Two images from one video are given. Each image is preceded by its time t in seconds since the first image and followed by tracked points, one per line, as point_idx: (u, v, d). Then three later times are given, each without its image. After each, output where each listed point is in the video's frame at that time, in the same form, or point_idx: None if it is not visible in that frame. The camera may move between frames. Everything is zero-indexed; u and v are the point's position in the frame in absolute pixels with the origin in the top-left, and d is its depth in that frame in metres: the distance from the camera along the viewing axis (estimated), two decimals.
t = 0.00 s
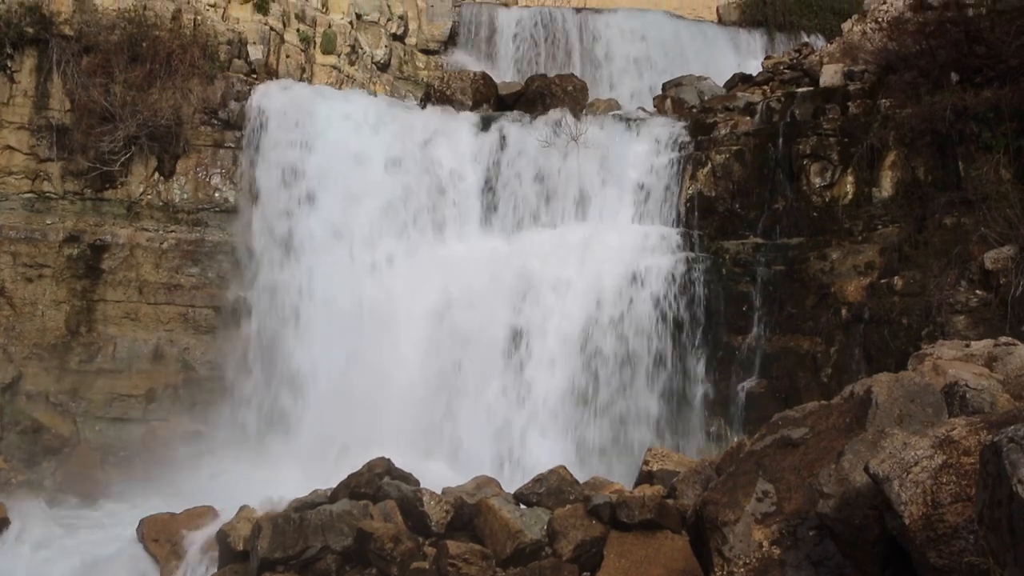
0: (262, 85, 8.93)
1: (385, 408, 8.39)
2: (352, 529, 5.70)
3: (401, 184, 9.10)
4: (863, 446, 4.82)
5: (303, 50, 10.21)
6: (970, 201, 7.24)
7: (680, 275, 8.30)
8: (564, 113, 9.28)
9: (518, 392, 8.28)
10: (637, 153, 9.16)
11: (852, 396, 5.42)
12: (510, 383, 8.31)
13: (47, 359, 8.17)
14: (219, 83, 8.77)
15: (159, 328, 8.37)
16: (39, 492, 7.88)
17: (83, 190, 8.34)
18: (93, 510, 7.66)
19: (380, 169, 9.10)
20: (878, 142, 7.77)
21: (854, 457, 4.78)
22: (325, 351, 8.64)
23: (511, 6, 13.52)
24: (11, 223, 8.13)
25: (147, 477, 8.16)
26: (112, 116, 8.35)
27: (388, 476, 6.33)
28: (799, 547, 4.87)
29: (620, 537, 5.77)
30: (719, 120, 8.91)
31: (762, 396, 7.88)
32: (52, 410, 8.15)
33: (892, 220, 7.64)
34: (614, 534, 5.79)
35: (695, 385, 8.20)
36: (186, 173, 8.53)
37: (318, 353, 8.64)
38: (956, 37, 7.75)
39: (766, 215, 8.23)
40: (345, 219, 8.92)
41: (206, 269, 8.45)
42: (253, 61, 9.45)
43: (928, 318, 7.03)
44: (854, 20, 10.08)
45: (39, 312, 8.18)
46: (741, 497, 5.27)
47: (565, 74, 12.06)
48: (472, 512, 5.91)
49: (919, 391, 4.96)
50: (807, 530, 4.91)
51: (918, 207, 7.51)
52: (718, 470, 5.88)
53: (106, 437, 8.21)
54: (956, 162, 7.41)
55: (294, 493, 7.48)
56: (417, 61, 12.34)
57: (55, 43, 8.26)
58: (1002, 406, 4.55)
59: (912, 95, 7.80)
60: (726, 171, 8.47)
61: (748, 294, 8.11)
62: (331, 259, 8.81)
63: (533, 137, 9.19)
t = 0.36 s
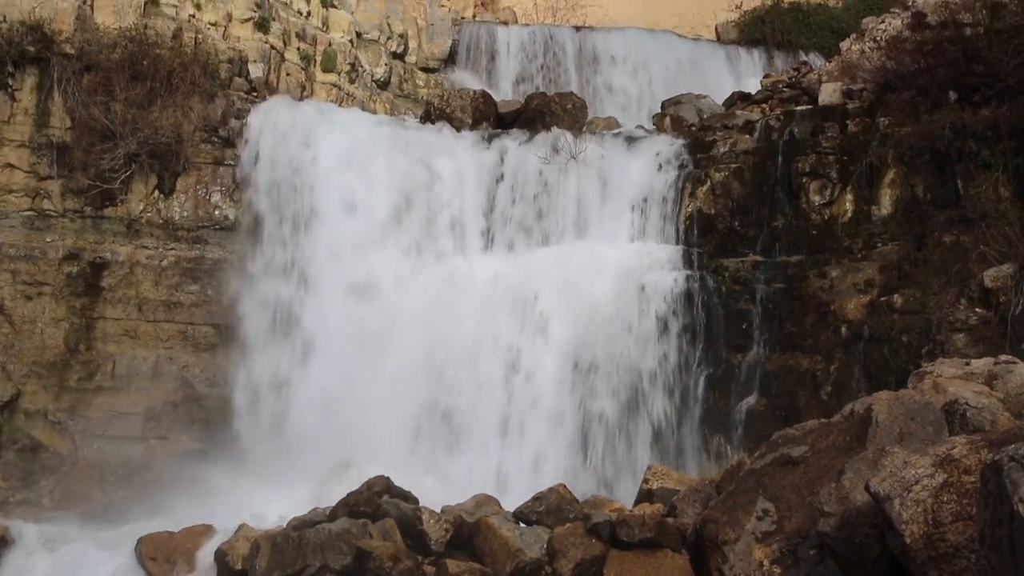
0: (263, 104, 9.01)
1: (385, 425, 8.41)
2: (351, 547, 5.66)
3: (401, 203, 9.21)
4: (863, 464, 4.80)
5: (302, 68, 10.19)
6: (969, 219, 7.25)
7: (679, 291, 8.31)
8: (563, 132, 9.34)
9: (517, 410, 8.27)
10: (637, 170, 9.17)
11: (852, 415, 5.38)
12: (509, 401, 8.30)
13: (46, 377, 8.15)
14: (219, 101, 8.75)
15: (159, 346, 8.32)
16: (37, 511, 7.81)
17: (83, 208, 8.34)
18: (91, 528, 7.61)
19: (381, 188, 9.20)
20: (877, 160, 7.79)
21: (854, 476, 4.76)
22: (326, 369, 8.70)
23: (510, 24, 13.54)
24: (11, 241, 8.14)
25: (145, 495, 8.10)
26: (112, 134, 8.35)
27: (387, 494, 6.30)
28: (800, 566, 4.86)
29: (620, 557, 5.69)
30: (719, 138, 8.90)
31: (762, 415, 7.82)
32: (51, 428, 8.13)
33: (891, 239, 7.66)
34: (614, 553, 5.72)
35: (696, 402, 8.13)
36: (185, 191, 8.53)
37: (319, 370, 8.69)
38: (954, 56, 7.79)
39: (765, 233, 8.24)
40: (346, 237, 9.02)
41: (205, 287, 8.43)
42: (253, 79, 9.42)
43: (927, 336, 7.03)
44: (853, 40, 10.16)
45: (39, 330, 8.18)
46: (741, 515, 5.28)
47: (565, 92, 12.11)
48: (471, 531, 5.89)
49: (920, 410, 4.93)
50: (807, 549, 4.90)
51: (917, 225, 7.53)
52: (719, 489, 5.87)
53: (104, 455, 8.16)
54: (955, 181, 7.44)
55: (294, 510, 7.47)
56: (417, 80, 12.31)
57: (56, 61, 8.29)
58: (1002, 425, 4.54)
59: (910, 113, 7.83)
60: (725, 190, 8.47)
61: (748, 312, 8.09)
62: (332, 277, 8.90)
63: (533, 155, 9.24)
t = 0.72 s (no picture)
0: (263, 122, 9.02)
1: (383, 442, 8.32)
2: (350, 568, 5.63)
3: (401, 219, 9.18)
4: (863, 483, 4.76)
5: (302, 87, 10.25)
6: (967, 237, 7.24)
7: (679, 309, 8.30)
8: (563, 149, 9.36)
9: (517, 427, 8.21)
10: (637, 188, 9.18)
11: (852, 432, 5.34)
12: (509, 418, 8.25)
13: (44, 396, 8.12)
14: (219, 120, 8.82)
15: (158, 363, 8.30)
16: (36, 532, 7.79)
17: (83, 226, 8.34)
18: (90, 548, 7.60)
19: (381, 205, 9.19)
20: (876, 179, 7.80)
21: (854, 495, 4.72)
22: (324, 386, 8.63)
23: (509, 43, 13.56)
24: (11, 259, 8.14)
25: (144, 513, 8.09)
26: (112, 152, 8.37)
27: (387, 513, 6.23)
28: None
29: None
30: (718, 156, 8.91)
31: (762, 433, 7.81)
32: (49, 447, 8.10)
33: (891, 256, 7.63)
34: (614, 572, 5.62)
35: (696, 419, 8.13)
36: (185, 210, 8.54)
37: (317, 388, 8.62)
38: (953, 74, 7.81)
39: (765, 251, 8.25)
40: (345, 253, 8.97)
41: (205, 304, 8.42)
42: (253, 97, 9.46)
43: (927, 354, 7.04)
44: (851, 59, 10.16)
45: (38, 349, 8.15)
46: (742, 535, 5.29)
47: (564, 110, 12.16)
48: (470, 550, 5.82)
49: (920, 428, 4.90)
50: (807, 568, 4.83)
51: (915, 243, 7.52)
52: (719, 507, 5.83)
53: (103, 474, 8.14)
54: (954, 199, 7.42)
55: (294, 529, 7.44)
56: (417, 98, 12.36)
57: (57, 80, 8.33)
58: (1002, 444, 4.51)
59: (909, 132, 7.84)
60: (724, 208, 8.50)
61: (748, 330, 8.08)
62: (330, 293, 8.84)
63: (533, 172, 9.25)
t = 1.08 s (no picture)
0: (265, 142, 9.04)
1: (382, 461, 8.30)
2: None
3: (401, 240, 9.23)
4: (864, 504, 4.74)
5: (302, 107, 10.22)
6: (967, 258, 7.26)
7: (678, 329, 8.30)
8: (563, 170, 9.39)
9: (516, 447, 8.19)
10: (637, 208, 9.16)
11: (852, 453, 5.33)
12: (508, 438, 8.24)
13: (43, 417, 8.10)
14: (219, 140, 8.74)
15: (157, 383, 8.30)
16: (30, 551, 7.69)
17: (83, 246, 8.32)
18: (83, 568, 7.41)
19: (381, 225, 9.22)
20: (875, 199, 7.81)
21: (855, 516, 4.73)
22: (323, 405, 8.62)
23: (509, 63, 13.63)
24: (11, 279, 8.14)
25: (141, 535, 7.95)
26: (112, 172, 8.36)
27: (386, 534, 6.12)
28: None
29: None
30: (717, 176, 8.88)
31: (762, 454, 7.78)
32: (47, 467, 8.06)
33: (890, 277, 7.61)
34: None
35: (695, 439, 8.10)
36: (185, 230, 8.50)
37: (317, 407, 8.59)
38: (950, 96, 7.84)
39: (764, 271, 8.21)
40: (346, 272, 9.00)
41: (204, 324, 8.42)
42: (253, 118, 9.44)
43: (927, 374, 7.09)
44: (850, 80, 10.12)
45: (36, 369, 8.14)
46: (742, 556, 5.28)
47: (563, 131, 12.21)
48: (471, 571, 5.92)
49: (920, 448, 4.87)
50: None
51: (915, 263, 7.51)
52: (719, 528, 5.75)
53: (101, 494, 8.11)
54: (953, 220, 7.45)
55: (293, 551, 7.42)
56: (418, 119, 12.28)
57: (57, 101, 8.36)
58: (1003, 465, 4.51)
59: (908, 153, 7.85)
60: (724, 228, 8.45)
61: (748, 350, 8.05)
62: (331, 313, 8.87)
63: (533, 193, 9.28)
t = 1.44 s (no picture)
0: (265, 161, 9.06)
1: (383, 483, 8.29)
2: None
3: (400, 258, 9.20)
4: (866, 523, 4.71)
5: (303, 126, 10.25)
6: (966, 276, 7.23)
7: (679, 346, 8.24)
8: (562, 189, 9.39)
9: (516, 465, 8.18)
10: (636, 226, 9.16)
11: (853, 472, 5.32)
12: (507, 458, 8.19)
13: (41, 436, 8.05)
14: (219, 159, 8.78)
15: (156, 402, 8.26)
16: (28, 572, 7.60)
17: (83, 265, 8.31)
18: None
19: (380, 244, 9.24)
20: (875, 218, 7.80)
21: (857, 535, 4.69)
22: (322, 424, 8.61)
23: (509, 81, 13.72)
24: (10, 297, 8.11)
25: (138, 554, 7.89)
26: (112, 191, 8.35)
27: (385, 552, 6.12)
28: None
29: None
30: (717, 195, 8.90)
31: (762, 472, 7.73)
32: (46, 486, 8.01)
33: (889, 295, 7.59)
34: None
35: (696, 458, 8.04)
36: (185, 248, 8.51)
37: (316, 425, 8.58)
38: (949, 114, 7.80)
39: (764, 289, 8.20)
40: (344, 291, 9.00)
41: (203, 343, 8.37)
42: (253, 136, 9.45)
43: (928, 394, 7.09)
44: (847, 99, 10.15)
45: (36, 388, 8.09)
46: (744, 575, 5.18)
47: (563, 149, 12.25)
48: None
49: (921, 467, 4.83)
50: None
51: (915, 281, 7.50)
52: (720, 547, 5.68)
53: (99, 514, 8.04)
54: (951, 239, 7.43)
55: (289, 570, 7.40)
56: (417, 137, 12.33)
57: (58, 120, 8.36)
58: (1006, 484, 4.47)
59: (906, 171, 7.82)
60: (723, 246, 8.46)
61: (748, 369, 8.02)
62: (330, 332, 8.84)
63: (532, 212, 9.26)
